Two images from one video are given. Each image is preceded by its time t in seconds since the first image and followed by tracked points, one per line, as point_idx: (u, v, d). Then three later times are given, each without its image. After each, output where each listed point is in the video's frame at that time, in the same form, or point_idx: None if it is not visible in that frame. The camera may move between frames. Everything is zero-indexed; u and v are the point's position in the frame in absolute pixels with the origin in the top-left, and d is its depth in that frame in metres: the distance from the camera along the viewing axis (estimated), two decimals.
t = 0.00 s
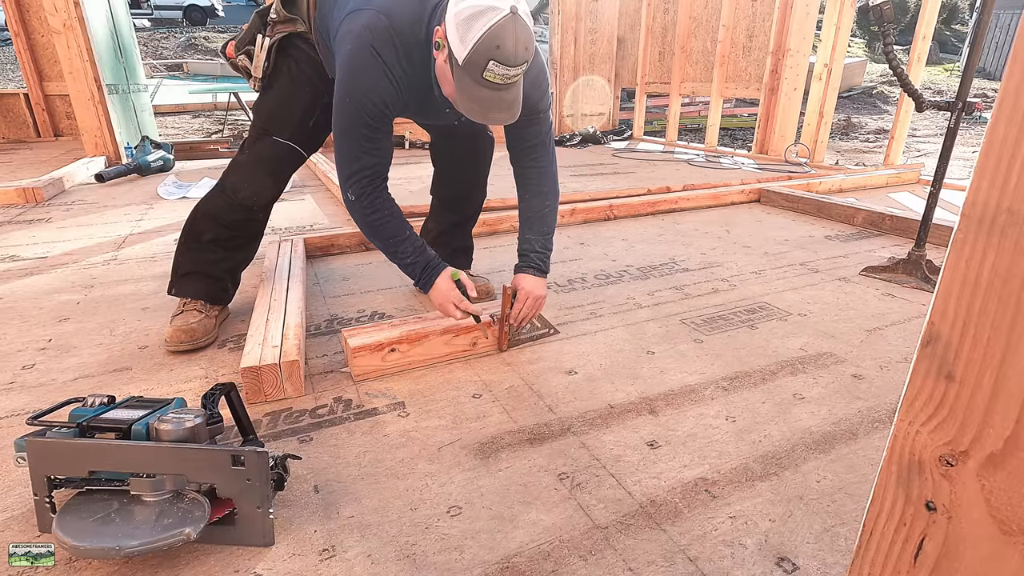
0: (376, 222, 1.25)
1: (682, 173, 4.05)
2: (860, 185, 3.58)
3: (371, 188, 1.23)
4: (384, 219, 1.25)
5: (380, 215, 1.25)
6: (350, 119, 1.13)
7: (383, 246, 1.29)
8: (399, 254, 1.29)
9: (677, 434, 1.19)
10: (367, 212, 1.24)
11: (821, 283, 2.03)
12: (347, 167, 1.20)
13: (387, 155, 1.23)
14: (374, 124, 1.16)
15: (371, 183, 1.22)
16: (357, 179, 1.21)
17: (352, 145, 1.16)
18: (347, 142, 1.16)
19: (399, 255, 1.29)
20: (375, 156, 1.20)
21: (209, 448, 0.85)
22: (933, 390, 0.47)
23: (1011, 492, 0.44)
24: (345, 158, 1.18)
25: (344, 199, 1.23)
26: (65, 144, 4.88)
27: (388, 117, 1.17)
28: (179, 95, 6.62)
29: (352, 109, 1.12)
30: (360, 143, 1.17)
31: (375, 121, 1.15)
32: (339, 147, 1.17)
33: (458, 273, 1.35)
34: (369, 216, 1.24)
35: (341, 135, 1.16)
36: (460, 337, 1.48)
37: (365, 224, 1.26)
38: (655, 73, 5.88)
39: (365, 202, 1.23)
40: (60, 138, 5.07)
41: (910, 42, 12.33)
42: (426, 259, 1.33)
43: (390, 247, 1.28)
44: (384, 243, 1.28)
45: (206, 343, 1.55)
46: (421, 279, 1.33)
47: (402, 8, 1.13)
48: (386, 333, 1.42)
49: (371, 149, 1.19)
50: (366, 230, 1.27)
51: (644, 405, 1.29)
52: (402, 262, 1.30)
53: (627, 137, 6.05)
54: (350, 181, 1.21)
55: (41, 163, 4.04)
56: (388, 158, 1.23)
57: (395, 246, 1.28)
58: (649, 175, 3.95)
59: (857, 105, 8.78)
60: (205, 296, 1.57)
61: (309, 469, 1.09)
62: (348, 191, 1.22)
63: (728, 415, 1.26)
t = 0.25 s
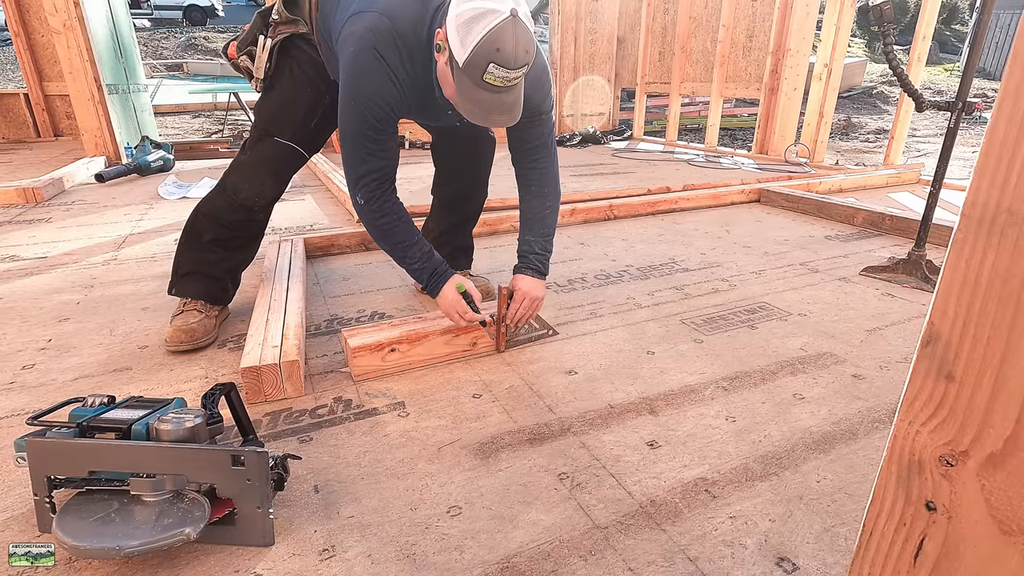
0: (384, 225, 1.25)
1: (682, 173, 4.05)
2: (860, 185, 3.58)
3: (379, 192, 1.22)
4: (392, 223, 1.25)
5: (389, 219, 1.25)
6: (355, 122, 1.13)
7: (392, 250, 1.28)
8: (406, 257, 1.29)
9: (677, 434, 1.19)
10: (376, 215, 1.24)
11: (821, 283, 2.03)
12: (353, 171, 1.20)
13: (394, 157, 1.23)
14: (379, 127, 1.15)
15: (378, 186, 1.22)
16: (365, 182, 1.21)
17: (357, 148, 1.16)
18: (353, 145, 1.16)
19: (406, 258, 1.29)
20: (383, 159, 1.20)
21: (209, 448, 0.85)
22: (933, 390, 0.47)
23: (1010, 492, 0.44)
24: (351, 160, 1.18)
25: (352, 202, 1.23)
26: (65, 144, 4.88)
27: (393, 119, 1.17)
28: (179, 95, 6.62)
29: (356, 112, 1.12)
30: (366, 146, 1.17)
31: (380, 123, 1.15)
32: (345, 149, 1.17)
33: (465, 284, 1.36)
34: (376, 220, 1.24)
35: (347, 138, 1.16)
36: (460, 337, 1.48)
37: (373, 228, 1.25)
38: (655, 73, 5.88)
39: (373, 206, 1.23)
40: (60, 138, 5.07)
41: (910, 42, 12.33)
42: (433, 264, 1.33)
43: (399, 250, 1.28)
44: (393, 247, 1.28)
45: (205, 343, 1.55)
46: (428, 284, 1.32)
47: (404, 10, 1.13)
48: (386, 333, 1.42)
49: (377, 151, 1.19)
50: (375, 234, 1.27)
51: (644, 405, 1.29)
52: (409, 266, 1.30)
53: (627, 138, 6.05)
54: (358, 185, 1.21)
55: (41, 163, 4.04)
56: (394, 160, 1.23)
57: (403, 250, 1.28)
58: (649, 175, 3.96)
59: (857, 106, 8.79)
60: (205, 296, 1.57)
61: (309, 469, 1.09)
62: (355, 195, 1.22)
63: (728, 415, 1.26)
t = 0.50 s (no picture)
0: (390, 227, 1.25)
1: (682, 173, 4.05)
2: (860, 185, 3.59)
3: (385, 194, 1.22)
4: (398, 224, 1.25)
5: (395, 220, 1.25)
6: (359, 123, 1.13)
7: (398, 252, 1.28)
8: (411, 259, 1.29)
9: (677, 434, 1.19)
10: (382, 217, 1.24)
11: (821, 283, 2.02)
12: (358, 172, 1.20)
13: (399, 158, 1.23)
14: (383, 127, 1.15)
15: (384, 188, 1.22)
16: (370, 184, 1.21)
17: (362, 149, 1.16)
18: (357, 146, 1.16)
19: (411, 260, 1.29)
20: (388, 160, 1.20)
21: (209, 448, 0.85)
22: (932, 390, 0.47)
23: (1011, 492, 0.44)
24: (355, 162, 1.18)
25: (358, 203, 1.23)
26: (65, 144, 4.88)
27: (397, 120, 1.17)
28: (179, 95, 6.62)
29: (360, 113, 1.12)
30: (371, 147, 1.17)
31: (384, 124, 1.15)
32: (349, 150, 1.17)
33: (471, 291, 1.37)
34: (382, 221, 1.24)
35: (351, 139, 1.16)
36: (460, 337, 1.48)
37: (378, 230, 1.26)
38: (655, 73, 5.88)
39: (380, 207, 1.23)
40: (61, 138, 5.07)
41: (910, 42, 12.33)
42: (439, 267, 1.32)
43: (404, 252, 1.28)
44: (399, 249, 1.28)
45: (205, 344, 1.55)
46: (433, 287, 1.32)
47: (405, 10, 1.13)
48: (386, 333, 1.42)
49: (381, 152, 1.19)
50: (382, 236, 1.27)
51: (644, 405, 1.29)
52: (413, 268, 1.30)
53: (627, 138, 6.05)
54: (363, 187, 1.21)
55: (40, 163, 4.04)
56: (399, 161, 1.23)
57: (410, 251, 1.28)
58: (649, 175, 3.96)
59: (857, 105, 8.79)
60: (205, 295, 1.57)
61: (309, 469, 1.09)
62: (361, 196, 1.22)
63: (728, 415, 1.26)
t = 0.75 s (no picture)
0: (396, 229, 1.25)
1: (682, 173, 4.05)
2: (860, 185, 3.59)
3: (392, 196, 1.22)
4: (404, 228, 1.26)
5: (401, 223, 1.25)
6: (363, 125, 1.13)
7: (403, 254, 1.28)
8: (415, 261, 1.29)
9: (677, 434, 1.19)
10: (388, 220, 1.24)
11: (821, 283, 2.02)
12: (363, 175, 1.20)
13: (404, 160, 1.23)
14: (387, 129, 1.16)
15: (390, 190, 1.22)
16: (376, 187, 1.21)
17: (366, 151, 1.16)
18: (362, 149, 1.16)
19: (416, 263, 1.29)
20: (393, 162, 1.20)
21: (209, 448, 0.85)
22: (932, 390, 0.47)
23: (1011, 492, 0.44)
24: (360, 164, 1.18)
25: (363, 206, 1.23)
26: (65, 144, 4.88)
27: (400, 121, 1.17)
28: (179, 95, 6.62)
29: (364, 115, 1.12)
30: (375, 149, 1.17)
31: (388, 126, 1.15)
32: (353, 153, 1.18)
33: (478, 301, 1.36)
34: (387, 223, 1.24)
35: (355, 141, 1.16)
36: (460, 337, 1.48)
37: (384, 232, 1.26)
38: (655, 73, 5.88)
39: (386, 210, 1.23)
40: (61, 138, 5.07)
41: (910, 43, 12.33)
42: (445, 273, 1.34)
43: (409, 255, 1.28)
44: (404, 251, 1.28)
45: (205, 344, 1.55)
46: (438, 293, 1.34)
47: (406, 10, 1.13)
48: (386, 333, 1.42)
49: (386, 154, 1.19)
50: (388, 239, 1.27)
51: (644, 405, 1.29)
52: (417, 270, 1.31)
53: (627, 138, 6.06)
54: (369, 189, 1.21)
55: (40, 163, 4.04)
56: (404, 162, 1.23)
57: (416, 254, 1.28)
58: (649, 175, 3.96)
59: (857, 106, 8.79)
60: (205, 295, 1.57)
61: (309, 469, 1.09)
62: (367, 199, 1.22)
63: (728, 415, 1.26)
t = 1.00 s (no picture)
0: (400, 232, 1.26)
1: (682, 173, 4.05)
2: (860, 185, 3.58)
3: (396, 198, 1.23)
4: (410, 230, 1.26)
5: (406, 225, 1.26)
6: (365, 129, 1.13)
7: (408, 257, 1.29)
8: (419, 263, 1.29)
9: (677, 434, 1.19)
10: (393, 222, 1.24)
11: (821, 283, 2.02)
12: (366, 177, 1.20)
13: (408, 161, 1.23)
14: (389, 131, 1.16)
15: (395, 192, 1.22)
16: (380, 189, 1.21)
17: (368, 153, 1.17)
18: (366, 152, 1.17)
19: (420, 265, 1.29)
20: (398, 164, 1.21)
21: (209, 448, 0.85)
22: (933, 390, 0.47)
23: (1011, 492, 0.44)
24: (363, 167, 1.18)
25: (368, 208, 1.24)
26: (65, 144, 4.88)
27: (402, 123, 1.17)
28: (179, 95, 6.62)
29: (365, 118, 1.12)
30: (379, 152, 1.17)
31: (390, 128, 1.15)
32: (357, 156, 1.18)
33: (481, 310, 1.36)
34: (392, 226, 1.25)
35: (358, 144, 1.16)
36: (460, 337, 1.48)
37: (389, 235, 1.26)
38: (655, 73, 5.88)
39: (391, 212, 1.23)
40: (61, 138, 5.07)
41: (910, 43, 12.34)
42: (448, 278, 1.34)
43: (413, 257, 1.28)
44: (408, 254, 1.28)
45: (205, 344, 1.54)
46: (442, 298, 1.35)
47: (405, 12, 1.13)
48: (386, 333, 1.42)
49: (389, 156, 1.19)
50: (393, 242, 1.27)
51: (644, 405, 1.29)
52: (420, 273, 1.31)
53: (627, 138, 6.06)
54: (373, 192, 1.21)
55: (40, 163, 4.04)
56: (407, 163, 1.23)
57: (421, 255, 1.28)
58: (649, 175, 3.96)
59: (857, 105, 8.79)
60: (205, 295, 1.57)
61: (309, 469, 1.09)
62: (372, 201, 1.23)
63: (728, 415, 1.26)
